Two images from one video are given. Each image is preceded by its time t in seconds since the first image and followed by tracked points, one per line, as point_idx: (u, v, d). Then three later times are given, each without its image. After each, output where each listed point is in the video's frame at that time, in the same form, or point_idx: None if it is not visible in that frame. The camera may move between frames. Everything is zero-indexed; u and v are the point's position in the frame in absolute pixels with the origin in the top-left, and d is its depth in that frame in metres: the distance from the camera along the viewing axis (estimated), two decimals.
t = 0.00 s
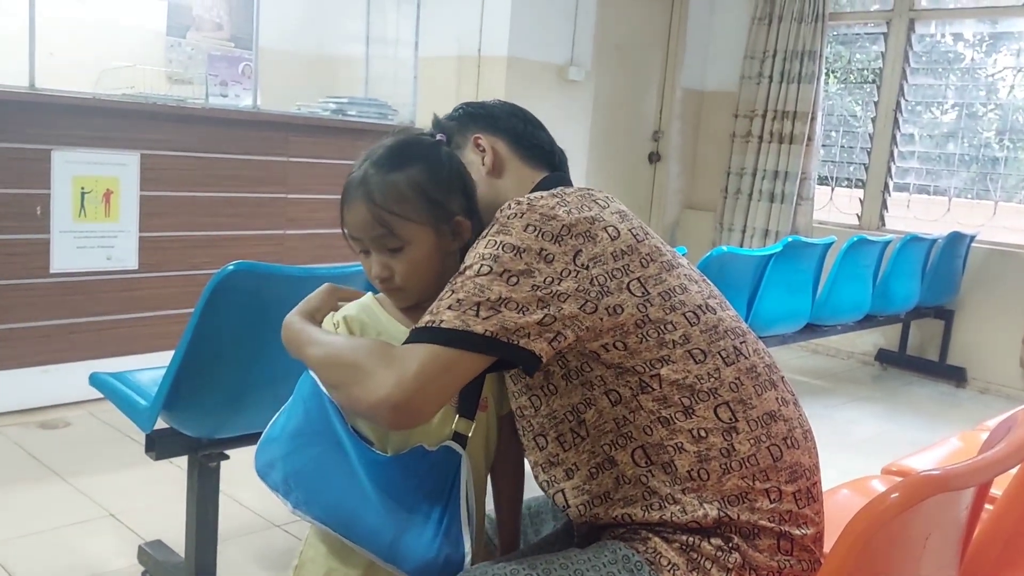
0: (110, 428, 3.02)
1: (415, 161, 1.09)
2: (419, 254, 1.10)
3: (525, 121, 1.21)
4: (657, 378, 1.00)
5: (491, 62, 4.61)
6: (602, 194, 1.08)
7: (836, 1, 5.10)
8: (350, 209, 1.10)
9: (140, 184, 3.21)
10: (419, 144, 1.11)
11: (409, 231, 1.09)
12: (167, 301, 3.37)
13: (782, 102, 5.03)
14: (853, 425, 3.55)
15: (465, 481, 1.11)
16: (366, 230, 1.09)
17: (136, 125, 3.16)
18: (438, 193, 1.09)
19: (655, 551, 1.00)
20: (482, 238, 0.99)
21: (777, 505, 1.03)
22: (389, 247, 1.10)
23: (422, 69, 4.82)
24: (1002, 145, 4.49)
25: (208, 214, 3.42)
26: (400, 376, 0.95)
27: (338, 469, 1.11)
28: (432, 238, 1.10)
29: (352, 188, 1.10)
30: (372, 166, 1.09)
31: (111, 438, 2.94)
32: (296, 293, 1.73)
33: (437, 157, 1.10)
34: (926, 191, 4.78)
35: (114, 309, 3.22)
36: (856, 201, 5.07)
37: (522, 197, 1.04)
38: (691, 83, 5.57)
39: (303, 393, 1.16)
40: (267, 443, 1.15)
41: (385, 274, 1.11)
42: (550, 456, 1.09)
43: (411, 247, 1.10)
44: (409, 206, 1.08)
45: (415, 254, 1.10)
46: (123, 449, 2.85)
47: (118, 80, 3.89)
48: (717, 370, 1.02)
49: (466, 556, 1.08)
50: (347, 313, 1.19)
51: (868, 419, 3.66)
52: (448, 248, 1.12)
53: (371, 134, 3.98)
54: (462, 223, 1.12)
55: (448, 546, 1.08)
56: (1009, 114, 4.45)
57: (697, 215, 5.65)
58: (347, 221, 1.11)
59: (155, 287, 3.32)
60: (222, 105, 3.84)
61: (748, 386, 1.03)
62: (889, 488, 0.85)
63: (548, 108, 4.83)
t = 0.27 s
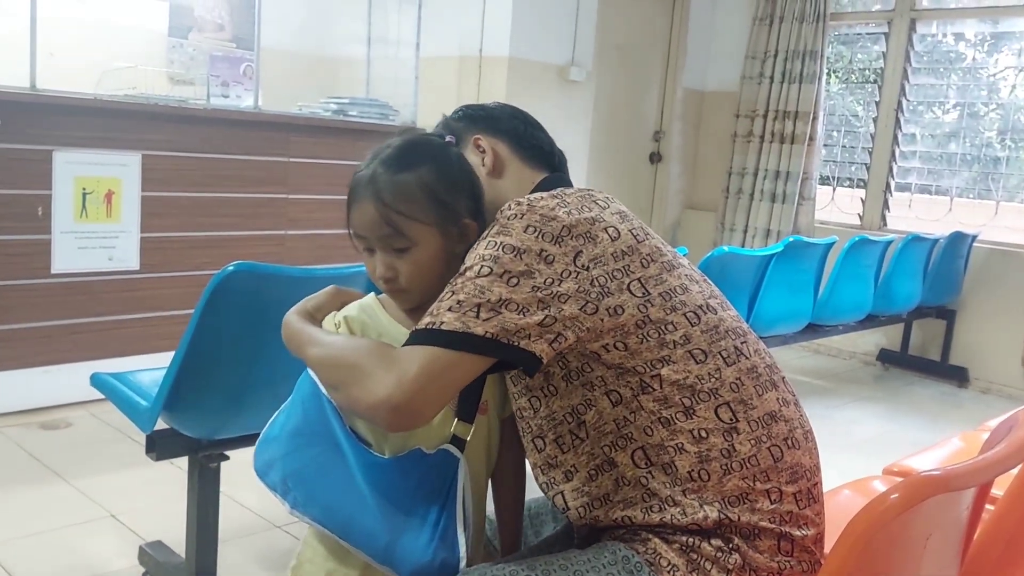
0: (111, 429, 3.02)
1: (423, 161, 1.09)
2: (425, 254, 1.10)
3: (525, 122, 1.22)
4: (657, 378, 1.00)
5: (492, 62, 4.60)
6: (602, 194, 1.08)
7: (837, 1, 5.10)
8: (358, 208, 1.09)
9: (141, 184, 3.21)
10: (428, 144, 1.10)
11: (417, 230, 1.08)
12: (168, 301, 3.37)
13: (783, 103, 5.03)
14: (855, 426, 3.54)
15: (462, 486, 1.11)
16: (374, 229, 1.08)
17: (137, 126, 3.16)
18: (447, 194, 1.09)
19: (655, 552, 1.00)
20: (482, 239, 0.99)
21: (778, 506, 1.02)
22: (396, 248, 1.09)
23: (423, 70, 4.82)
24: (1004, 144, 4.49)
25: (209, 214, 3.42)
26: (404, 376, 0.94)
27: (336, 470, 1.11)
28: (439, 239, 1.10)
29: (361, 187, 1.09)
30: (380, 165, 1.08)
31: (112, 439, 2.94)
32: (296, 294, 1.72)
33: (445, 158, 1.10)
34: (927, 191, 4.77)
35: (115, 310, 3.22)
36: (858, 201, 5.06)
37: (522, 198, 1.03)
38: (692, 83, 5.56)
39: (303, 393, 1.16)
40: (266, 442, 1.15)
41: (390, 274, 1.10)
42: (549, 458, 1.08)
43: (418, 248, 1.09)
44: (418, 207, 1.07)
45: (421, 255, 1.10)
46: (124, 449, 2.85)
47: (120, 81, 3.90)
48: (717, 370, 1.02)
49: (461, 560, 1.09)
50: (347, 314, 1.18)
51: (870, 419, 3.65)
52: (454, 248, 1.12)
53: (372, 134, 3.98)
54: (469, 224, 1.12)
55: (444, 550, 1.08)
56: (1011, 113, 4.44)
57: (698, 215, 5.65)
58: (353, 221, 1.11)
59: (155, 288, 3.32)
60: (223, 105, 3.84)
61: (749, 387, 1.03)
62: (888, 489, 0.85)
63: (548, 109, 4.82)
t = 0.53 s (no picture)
0: (114, 430, 3.02)
1: (426, 162, 1.09)
2: (426, 256, 1.09)
3: (525, 120, 1.21)
4: (660, 380, 1.00)
5: (494, 63, 4.60)
6: (604, 194, 1.07)
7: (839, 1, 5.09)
8: (360, 208, 1.09)
9: (144, 186, 3.21)
10: (430, 144, 1.10)
11: (418, 231, 1.08)
12: (170, 302, 3.38)
13: (786, 102, 5.02)
14: (858, 426, 3.53)
15: (461, 488, 1.12)
16: (375, 230, 1.08)
17: (139, 127, 3.16)
18: (448, 194, 1.09)
19: (655, 555, 0.99)
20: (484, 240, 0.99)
21: (779, 508, 1.02)
22: (398, 248, 1.09)
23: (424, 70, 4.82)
24: (1008, 144, 4.48)
25: (211, 215, 3.42)
26: (406, 381, 0.94)
27: (336, 471, 1.10)
28: (440, 240, 1.10)
29: (362, 187, 1.09)
30: (382, 165, 1.08)
31: (114, 439, 2.94)
32: (297, 295, 1.72)
33: (447, 159, 1.10)
34: (931, 191, 4.76)
35: (117, 311, 3.23)
36: (860, 201, 5.05)
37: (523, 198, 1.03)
38: (695, 83, 5.56)
39: (302, 395, 1.16)
40: (265, 444, 1.15)
41: (390, 276, 1.10)
42: (549, 459, 1.07)
43: (419, 250, 1.09)
44: (419, 208, 1.07)
45: (421, 257, 1.09)
46: (126, 450, 2.85)
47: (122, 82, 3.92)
48: (720, 372, 1.01)
49: (460, 563, 1.09)
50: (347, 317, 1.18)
51: (873, 420, 3.65)
52: (454, 249, 1.12)
53: (373, 135, 3.98)
54: (470, 227, 1.11)
55: (443, 553, 1.09)
56: (1015, 113, 4.43)
57: (701, 215, 5.64)
58: (353, 223, 1.10)
59: (158, 289, 3.32)
60: (225, 106, 3.85)
61: (751, 389, 1.02)
62: (888, 489, 0.85)
63: (550, 109, 4.82)
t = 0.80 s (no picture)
0: (115, 430, 3.03)
1: (424, 163, 1.09)
2: (426, 258, 1.10)
3: (529, 116, 1.20)
4: (663, 385, 1.00)
5: (496, 63, 4.60)
6: (607, 195, 1.06)
7: (842, 0, 5.08)
8: (360, 211, 1.08)
9: (145, 186, 3.22)
10: (428, 145, 1.10)
11: (417, 232, 1.08)
12: (171, 302, 3.38)
13: (788, 102, 5.02)
14: (859, 426, 3.53)
15: (466, 488, 1.11)
16: (375, 232, 1.08)
17: (141, 128, 3.16)
18: (449, 195, 1.09)
19: (654, 558, 0.99)
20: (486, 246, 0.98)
21: (780, 513, 1.02)
22: (399, 249, 1.09)
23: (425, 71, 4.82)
24: (1010, 144, 4.47)
25: (212, 216, 3.42)
26: (410, 401, 0.94)
27: (340, 473, 1.10)
28: (441, 240, 1.10)
29: (362, 189, 1.08)
30: (381, 167, 1.08)
31: (115, 440, 2.94)
32: (297, 296, 1.73)
33: (446, 159, 1.10)
34: (933, 191, 4.75)
35: (118, 311, 3.23)
36: (862, 201, 5.05)
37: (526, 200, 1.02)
38: (697, 83, 5.56)
39: (305, 396, 1.15)
40: (270, 446, 1.15)
41: (391, 278, 1.10)
42: (550, 462, 1.07)
43: (420, 250, 1.09)
44: (420, 208, 1.07)
45: (421, 258, 1.10)
46: (128, 451, 2.85)
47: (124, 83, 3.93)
48: (722, 376, 1.01)
49: (468, 564, 1.08)
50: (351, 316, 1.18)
51: (874, 420, 3.64)
52: (453, 249, 1.12)
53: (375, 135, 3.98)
54: (471, 226, 1.12)
55: (451, 553, 1.08)
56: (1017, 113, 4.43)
57: (703, 215, 5.64)
58: (353, 225, 1.10)
59: (159, 289, 3.33)
60: (227, 107, 3.85)
61: (753, 394, 1.02)
62: (887, 489, 0.85)
63: (551, 109, 4.82)
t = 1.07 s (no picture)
0: (115, 434, 3.02)
1: (426, 167, 1.08)
2: (428, 261, 1.09)
3: (533, 115, 1.18)
4: (664, 393, 1.00)
5: (496, 66, 4.61)
6: (608, 201, 1.06)
7: (842, 3, 5.08)
8: (363, 214, 1.08)
9: (145, 189, 3.21)
10: (430, 149, 1.10)
11: (419, 235, 1.08)
12: (171, 306, 3.38)
13: (788, 105, 5.02)
14: (859, 429, 3.52)
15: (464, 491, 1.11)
16: (377, 235, 1.08)
17: (141, 131, 3.16)
18: (451, 199, 1.09)
19: (653, 564, 0.99)
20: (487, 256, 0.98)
21: (780, 521, 1.02)
22: (401, 253, 1.08)
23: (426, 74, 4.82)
24: (1010, 147, 4.47)
25: (212, 219, 3.42)
26: (409, 422, 0.94)
27: (339, 474, 1.10)
28: (443, 244, 1.10)
29: (364, 192, 1.08)
30: (384, 170, 1.08)
31: (115, 443, 2.94)
32: (296, 299, 1.72)
33: (448, 163, 1.10)
34: (933, 194, 4.76)
35: (118, 315, 3.23)
36: (862, 204, 5.05)
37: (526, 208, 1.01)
38: (697, 86, 5.56)
39: (304, 396, 1.15)
40: (268, 445, 1.14)
41: (393, 281, 1.10)
42: (550, 468, 1.07)
43: (423, 254, 1.09)
44: (423, 212, 1.07)
45: (423, 262, 1.09)
46: (127, 454, 2.85)
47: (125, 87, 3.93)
48: (723, 384, 1.00)
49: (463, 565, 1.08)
50: (353, 315, 1.17)
51: (874, 423, 3.64)
52: (454, 252, 1.12)
53: (375, 139, 3.98)
54: (473, 230, 1.12)
55: (446, 556, 1.08)
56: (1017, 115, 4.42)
57: (703, 218, 5.64)
58: (355, 227, 1.10)
59: (159, 292, 3.33)
60: (227, 110, 3.85)
61: (754, 401, 1.02)
62: (884, 495, 0.84)
63: (551, 112, 4.82)
